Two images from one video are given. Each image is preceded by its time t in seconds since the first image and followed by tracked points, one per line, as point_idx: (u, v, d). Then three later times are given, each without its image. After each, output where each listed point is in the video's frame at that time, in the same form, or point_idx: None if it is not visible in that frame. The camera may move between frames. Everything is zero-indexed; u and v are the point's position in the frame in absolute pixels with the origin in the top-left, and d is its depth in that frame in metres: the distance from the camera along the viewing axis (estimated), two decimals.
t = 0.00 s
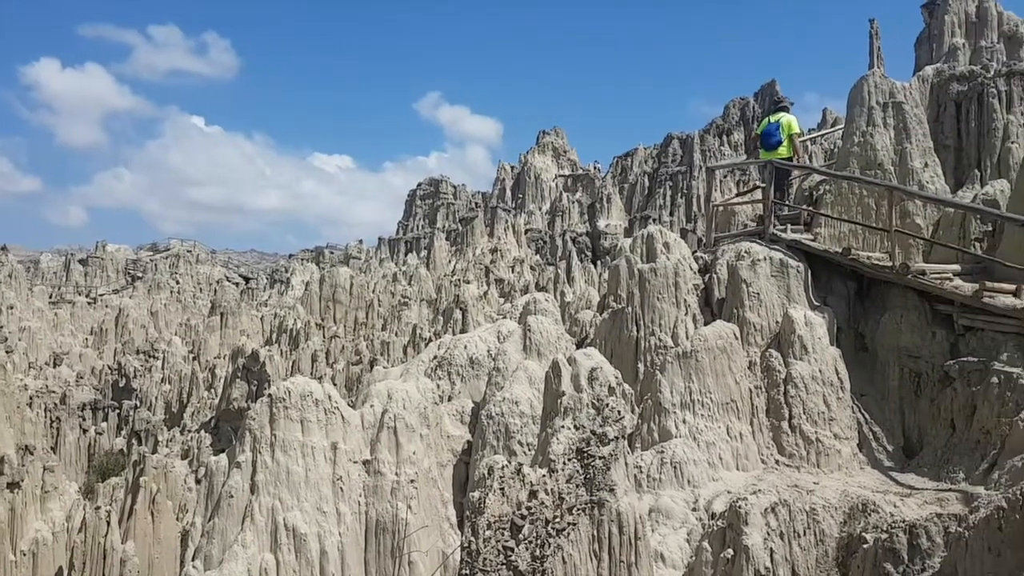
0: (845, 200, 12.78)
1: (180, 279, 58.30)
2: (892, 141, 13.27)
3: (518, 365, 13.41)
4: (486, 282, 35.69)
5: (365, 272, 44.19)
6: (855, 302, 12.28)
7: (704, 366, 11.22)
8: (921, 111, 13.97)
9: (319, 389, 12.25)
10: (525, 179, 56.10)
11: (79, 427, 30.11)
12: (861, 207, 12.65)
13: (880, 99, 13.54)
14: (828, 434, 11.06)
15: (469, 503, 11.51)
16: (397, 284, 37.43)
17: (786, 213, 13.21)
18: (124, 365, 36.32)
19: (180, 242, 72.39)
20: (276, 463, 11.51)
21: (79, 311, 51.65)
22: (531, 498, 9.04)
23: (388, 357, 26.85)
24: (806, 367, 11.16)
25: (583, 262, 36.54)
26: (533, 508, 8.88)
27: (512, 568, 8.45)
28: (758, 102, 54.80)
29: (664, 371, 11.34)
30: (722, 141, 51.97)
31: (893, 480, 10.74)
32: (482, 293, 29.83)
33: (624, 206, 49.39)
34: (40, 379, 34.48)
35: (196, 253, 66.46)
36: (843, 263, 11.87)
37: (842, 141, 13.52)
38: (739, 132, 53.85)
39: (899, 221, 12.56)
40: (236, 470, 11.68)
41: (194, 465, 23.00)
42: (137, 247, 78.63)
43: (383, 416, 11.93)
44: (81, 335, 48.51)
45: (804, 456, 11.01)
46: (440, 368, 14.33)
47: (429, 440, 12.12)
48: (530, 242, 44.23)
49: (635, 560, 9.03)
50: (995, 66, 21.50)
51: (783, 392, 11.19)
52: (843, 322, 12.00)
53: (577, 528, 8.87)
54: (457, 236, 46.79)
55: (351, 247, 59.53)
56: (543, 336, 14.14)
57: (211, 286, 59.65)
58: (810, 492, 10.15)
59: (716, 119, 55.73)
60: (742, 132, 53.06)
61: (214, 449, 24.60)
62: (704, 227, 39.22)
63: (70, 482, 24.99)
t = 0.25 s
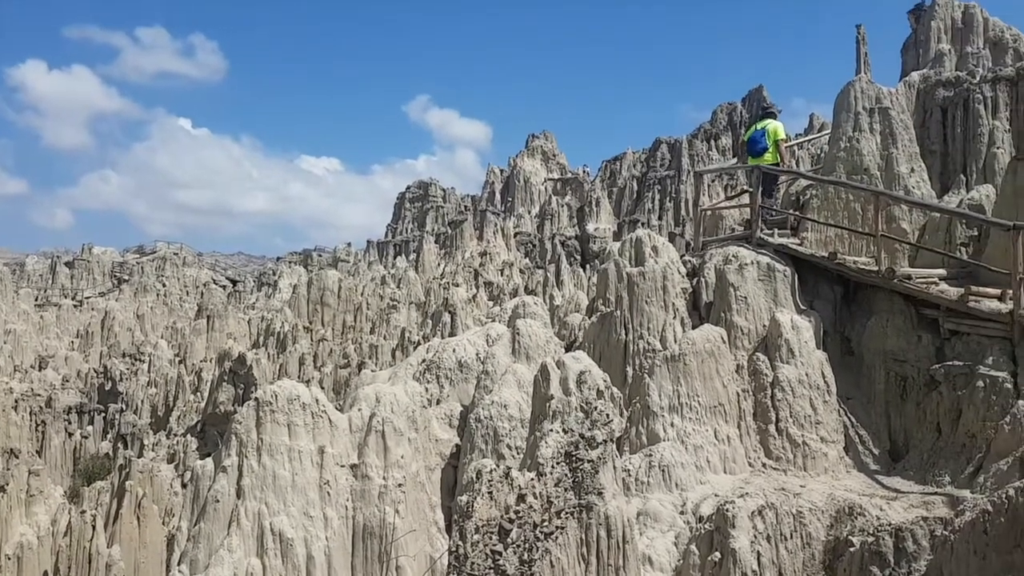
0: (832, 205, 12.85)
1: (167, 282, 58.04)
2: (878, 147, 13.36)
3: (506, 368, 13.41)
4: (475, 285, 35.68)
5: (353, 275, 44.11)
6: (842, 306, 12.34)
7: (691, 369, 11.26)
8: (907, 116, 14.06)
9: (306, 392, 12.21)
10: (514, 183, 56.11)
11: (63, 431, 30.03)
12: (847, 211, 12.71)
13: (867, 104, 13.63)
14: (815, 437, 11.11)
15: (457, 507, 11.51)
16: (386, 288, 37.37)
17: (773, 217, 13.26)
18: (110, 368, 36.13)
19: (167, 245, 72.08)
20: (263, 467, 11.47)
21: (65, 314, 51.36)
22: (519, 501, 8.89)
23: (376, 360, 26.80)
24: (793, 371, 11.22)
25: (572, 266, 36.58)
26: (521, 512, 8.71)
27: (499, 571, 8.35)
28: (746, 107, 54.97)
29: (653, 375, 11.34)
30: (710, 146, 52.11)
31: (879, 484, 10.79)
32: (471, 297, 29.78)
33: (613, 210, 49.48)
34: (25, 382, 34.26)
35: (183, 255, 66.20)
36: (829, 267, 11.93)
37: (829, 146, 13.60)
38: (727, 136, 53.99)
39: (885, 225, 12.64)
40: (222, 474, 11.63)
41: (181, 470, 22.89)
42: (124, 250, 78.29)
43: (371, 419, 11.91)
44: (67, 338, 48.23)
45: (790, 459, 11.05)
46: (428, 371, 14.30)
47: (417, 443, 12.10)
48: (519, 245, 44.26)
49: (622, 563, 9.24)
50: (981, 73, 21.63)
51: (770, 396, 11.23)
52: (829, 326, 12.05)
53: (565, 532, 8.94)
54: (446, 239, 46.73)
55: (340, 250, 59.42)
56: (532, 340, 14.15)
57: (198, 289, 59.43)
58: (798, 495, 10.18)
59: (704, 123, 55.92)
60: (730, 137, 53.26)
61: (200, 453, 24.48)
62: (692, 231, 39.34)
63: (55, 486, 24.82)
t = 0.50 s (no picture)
0: (816, 213, 12.91)
1: (152, 289, 57.74)
2: (862, 155, 13.45)
3: (493, 375, 13.40)
4: (462, 292, 35.66)
5: (340, 282, 43.99)
6: (826, 313, 12.39)
7: (678, 376, 11.27)
8: (892, 124, 14.16)
9: (292, 400, 12.14)
10: (501, 190, 56.15)
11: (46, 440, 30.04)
12: (832, 219, 12.77)
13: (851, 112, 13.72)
14: (800, 444, 11.14)
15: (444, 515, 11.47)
16: (372, 295, 37.28)
17: (759, 224, 13.31)
18: (94, 376, 35.89)
19: (152, 251, 71.73)
20: (248, 475, 11.40)
21: (48, 320, 51.02)
22: (506, 509, 8.97)
23: (363, 367, 26.72)
24: (778, 377, 11.25)
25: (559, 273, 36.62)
26: (507, 519, 8.78)
27: None
28: (731, 115, 55.20)
29: (640, 381, 11.33)
30: (696, 154, 52.29)
31: (864, 490, 10.83)
32: (458, 304, 29.74)
33: (599, 217, 49.58)
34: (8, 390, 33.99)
35: (168, 262, 65.88)
36: (814, 274, 11.98)
37: (813, 153, 13.67)
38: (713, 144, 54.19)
39: (869, 233, 12.71)
40: (207, 483, 11.55)
41: (165, 478, 22.74)
42: (108, 256, 77.86)
43: (357, 426, 11.86)
44: (51, 346, 47.89)
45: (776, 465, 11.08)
46: (415, 379, 14.26)
47: (403, 451, 12.06)
48: (506, 252, 44.30)
49: (609, 570, 9.13)
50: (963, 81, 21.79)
51: (756, 403, 11.26)
52: (814, 333, 12.10)
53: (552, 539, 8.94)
54: (433, 245, 46.67)
55: (326, 256, 59.26)
56: (519, 347, 14.14)
57: (182, 295, 59.15)
58: (783, 501, 10.19)
59: (690, 130, 56.13)
60: (716, 145, 53.49)
61: (184, 461, 24.34)
62: (679, 238, 39.44)
63: (38, 494, 24.60)
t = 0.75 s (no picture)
0: (808, 219, 12.95)
1: (144, 295, 57.60)
2: (853, 161, 13.50)
3: (487, 381, 13.39)
4: (455, 298, 35.67)
5: (333, 288, 43.94)
6: (818, 319, 12.42)
7: (671, 382, 11.28)
8: (883, 131, 14.21)
9: (284, 407, 12.11)
10: (494, 196, 56.17)
11: (38, 447, 29.90)
12: (824, 225, 12.80)
13: (842, 119, 13.77)
14: (793, 449, 11.15)
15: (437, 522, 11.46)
16: (365, 300, 37.23)
17: (751, 229, 13.35)
18: (86, 383, 35.76)
19: (145, 257, 71.56)
20: (240, 482, 11.37)
21: (40, 327, 50.85)
22: (500, 516, 8.97)
23: (356, 373, 26.68)
24: (771, 383, 11.27)
25: (552, 279, 36.65)
26: (501, 526, 8.81)
27: None
28: (724, 122, 55.37)
29: (633, 388, 11.34)
30: (689, 160, 52.43)
31: (857, 495, 10.85)
32: (451, 310, 29.74)
33: (593, 223, 49.66)
34: None
35: (161, 268, 65.73)
36: (807, 280, 12.02)
37: (805, 160, 13.71)
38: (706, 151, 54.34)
39: (861, 238, 12.75)
40: (198, 490, 11.52)
41: (156, 485, 22.66)
42: (100, 262, 77.66)
43: (350, 433, 11.85)
44: (43, 352, 47.72)
45: (769, 471, 11.09)
46: (408, 385, 14.25)
47: (396, 457, 12.05)
48: (500, 258, 44.35)
49: None
50: (954, 88, 21.90)
51: (749, 408, 11.28)
52: (807, 339, 12.12)
53: (546, 546, 8.94)
54: (426, 251, 46.62)
55: (319, 263, 59.18)
56: (512, 353, 14.14)
57: (175, 302, 59.01)
58: (776, 507, 10.19)
59: (683, 137, 56.28)
60: (709, 151, 53.64)
61: (176, 468, 24.26)
62: (671, 245, 39.52)
63: (30, 502, 24.48)
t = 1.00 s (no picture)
0: (799, 224, 12.99)
1: (135, 300, 57.42)
2: (844, 167, 13.56)
3: (478, 387, 13.39)
4: (448, 303, 35.67)
5: (325, 293, 43.88)
6: (810, 324, 12.45)
7: (663, 387, 11.29)
8: (873, 136, 14.27)
9: (275, 412, 12.08)
10: (487, 201, 56.18)
11: (28, 452, 29.71)
12: (815, 231, 12.84)
13: (832, 125, 13.82)
14: (785, 454, 11.17)
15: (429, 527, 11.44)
16: (357, 305, 37.16)
17: (743, 235, 13.39)
18: (76, 389, 35.61)
19: (136, 262, 71.35)
20: (231, 488, 11.33)
21: (30, 332, 50.64)
22: (491, 521, 8.96)
23: (348, 379, 26.63)
24: (762, 388, 11.29)
25: (544, 284, 36.68)
26: (493, 532, 8.77)
27: None
28: (715, 127, 55.53)
29: (625, 393, 11.35)
30: (680, 165, 52.56)
31: (848, 500, 10.87)
32: (443, 315, 29.72)
33: (585, 228, 49.72)
34: None
35: (152, 273, 65.55)
36: (798, 286, 12.06)
37: (796, 166, 13.76)
38: (697, 156, 54.48)
39: (852, 244, 12.79)
40: (189, 496, 11.47)
41: (147, 491, 22.56)
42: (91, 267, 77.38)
43: (342, 439, 11.83)
44: (33, 358, 47.51)
45: (760, 476, 11.10)
46: (400, 391, 14.23)
47: (388, 463, 12.02)
48: (492, 263, 44.41)
49: None
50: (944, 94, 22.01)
51: (741, 413, 11.30)
52: (798, 344, 12.15)
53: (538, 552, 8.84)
54: (419, 256, 46.50)
55: (311, 267, 59.09)
56: (504, 358, 14.14)
57: (166, 307, 58.84)
58: (768, 512, 10.19)
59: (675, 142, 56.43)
60: (701, 156, 53.78)
61: (167, 473, 24.17)
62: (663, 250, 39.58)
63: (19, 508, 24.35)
